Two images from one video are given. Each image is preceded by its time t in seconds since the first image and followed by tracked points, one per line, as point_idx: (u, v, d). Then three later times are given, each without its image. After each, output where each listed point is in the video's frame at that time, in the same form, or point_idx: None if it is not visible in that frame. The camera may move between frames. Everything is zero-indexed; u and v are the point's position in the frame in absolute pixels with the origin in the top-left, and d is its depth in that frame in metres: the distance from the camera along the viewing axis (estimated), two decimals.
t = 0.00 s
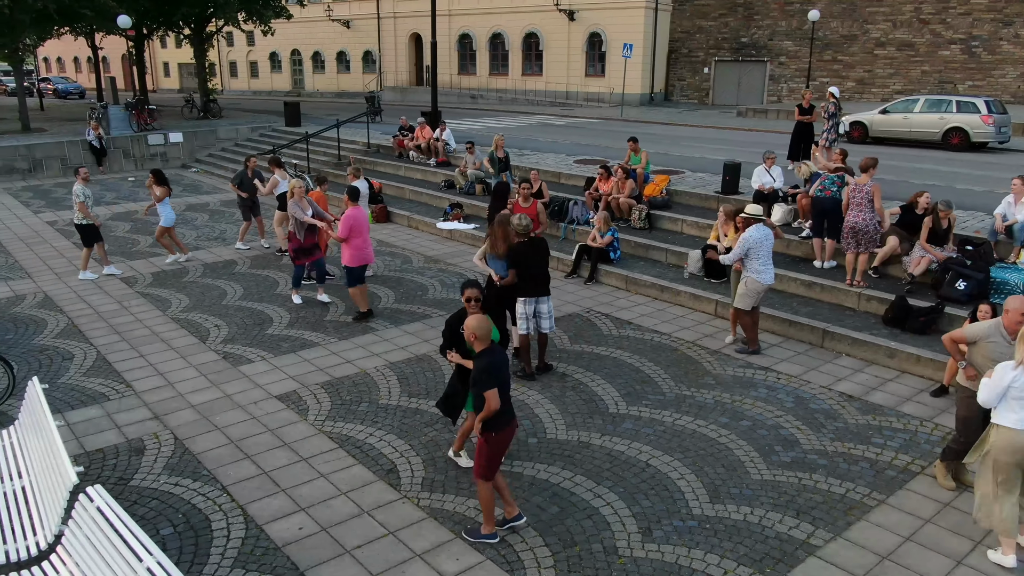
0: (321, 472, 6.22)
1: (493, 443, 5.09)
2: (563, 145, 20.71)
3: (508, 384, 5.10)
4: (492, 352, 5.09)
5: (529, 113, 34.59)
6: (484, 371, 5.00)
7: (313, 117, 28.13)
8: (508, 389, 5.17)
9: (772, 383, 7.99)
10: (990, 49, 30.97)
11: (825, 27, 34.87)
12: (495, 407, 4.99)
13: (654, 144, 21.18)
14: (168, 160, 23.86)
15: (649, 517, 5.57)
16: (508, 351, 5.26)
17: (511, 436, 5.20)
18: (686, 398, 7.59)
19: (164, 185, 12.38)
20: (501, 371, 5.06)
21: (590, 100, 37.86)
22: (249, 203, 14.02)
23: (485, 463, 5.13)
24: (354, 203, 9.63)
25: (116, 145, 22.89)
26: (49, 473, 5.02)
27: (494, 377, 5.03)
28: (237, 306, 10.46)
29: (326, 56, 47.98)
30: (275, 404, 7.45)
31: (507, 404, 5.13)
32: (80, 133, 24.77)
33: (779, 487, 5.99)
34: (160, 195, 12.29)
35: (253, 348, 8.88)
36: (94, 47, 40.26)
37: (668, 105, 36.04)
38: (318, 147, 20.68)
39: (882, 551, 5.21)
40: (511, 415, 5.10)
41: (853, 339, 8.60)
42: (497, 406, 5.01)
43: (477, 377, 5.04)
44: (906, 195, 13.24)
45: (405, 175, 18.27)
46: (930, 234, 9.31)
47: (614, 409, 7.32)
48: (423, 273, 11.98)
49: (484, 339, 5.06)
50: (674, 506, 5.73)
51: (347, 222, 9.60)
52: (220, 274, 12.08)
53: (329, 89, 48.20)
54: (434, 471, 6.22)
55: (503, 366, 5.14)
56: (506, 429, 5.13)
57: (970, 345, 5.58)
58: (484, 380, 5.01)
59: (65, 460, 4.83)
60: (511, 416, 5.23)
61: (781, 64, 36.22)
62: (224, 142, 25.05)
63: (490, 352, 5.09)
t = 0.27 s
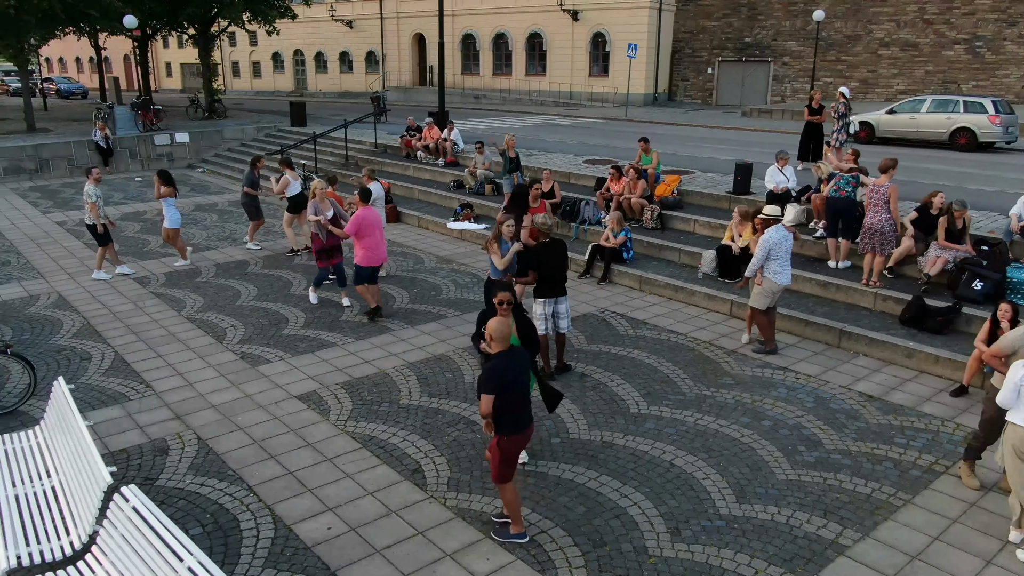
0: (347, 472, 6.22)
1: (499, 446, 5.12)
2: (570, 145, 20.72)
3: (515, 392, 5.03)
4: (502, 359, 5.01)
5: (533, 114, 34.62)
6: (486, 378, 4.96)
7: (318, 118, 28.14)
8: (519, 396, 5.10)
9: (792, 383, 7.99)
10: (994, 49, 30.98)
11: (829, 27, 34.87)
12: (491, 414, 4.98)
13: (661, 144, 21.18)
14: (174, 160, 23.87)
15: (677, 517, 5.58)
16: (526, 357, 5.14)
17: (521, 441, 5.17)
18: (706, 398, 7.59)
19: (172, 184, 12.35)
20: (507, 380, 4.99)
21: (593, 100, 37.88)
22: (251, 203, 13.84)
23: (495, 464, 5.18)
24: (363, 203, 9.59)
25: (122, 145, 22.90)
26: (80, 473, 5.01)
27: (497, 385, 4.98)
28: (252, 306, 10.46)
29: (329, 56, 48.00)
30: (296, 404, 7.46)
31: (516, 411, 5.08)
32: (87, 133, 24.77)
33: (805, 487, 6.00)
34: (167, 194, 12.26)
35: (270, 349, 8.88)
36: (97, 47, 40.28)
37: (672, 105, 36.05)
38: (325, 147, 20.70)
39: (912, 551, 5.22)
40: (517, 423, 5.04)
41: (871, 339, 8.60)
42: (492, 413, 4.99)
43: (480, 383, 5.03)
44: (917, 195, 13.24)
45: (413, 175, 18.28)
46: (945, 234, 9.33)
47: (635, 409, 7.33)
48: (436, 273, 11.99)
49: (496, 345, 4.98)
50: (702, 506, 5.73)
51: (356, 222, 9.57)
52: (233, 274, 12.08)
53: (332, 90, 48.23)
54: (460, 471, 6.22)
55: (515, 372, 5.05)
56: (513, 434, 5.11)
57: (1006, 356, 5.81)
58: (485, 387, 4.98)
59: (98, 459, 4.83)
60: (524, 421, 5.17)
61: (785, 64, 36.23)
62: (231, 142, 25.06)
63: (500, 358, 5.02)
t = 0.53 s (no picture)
0: (372, 473, 6.22)
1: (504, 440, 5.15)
2: (577, 145, 20.73)
3: (522, 390, 5.00)
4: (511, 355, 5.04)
5: (537, 114, 34.64)
6: (489, 371, 5.03)
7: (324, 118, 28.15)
8: (528, 393, 5.06)
9: (811, 383, 8.01)
10: (997, 49, 30.99)
11: (833, 27, 34.88)
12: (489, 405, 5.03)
13: (668, 144, 21.20)
14: (180, 160, 23.86)
15: (705, 517, 5.59)
16: (544, 357, 5.13)
17: (530, 439, 5.12)
18: (726, 398, 7.60)
19: (174, 185, 12.24)
20: (513, 375, 4.99)
21: (597, 100, 37.89)
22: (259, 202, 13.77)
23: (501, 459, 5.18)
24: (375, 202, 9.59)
25: (129, 145, 22.90)
26: (111, 473, 5.00)
27: (502, 380, 5.00)
28: (267, 306, 10.46)
29: (331, 56, 48.01)
30: (318, 405, 7.45)
31: (526, 409, 5.06)
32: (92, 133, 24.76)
33: (831, 487, 6.01)
34: (170, 195, 12.16)
35: (288, 349, 8.88)
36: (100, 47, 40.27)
37: (676, 106, 36.08)
38: (333, 147, 20.70)
39: (941, 551, 5.23)
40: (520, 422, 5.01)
41: (888, 339, 8.61)
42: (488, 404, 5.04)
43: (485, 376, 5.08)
44: (927, 195, 13.25)
45: (421, 175, 18.28)
46: (961, 233, 9.36)
47: (656, 409, 7.34)
48: (449, 273, 12.00)
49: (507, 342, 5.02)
50: (729, 506, 5.74)
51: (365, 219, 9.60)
52: (246, 274, 12.07)
53: (335, 89, 48.24)
54: (485, 471, 6.22)
55: (524, 370, 5.04)
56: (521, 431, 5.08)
57: None
58: (490, 380, 5.02)
59: (131, 461, 4.82)
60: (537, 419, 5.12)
61: (789, 64, 36.24)
62: (236, 142, 25.06)
63: (508, 356, 5.04)
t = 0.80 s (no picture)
0: (398, 472, 6.23)
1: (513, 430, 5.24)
2: (585, 145, 20.74)
3: (532, 386, 5.04)
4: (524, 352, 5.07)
5: (541, 114, 34.67)
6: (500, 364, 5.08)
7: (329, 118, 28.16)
8: (540, 390, 5.10)
9: (830, 382, 8.02)
10: (1001, 49, 31.02)
11: (836, 27, 34.89)
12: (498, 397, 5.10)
13: (675, 144, 21.21)
14: (186, 160, 23.86)
15: (733, 516, 5.60)
16: (560, 354, 5.13)
17: (536, 432, 5.19)
18: (747, 398, 7.61)
19: (174, 186, 11.99)
20: (526, 370, 5.02)
21: (600, 100, 37.90)
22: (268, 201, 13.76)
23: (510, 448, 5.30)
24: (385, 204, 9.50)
25: (135, 145, 22.90)
26: (142, 474, 5.00)
27: (514, 374, 5.02)
28: (282, 306, 10.47)
29: (334, 56, 48.01)
30: (339, 405, 7.45)
31: (536, 403, 5.12)
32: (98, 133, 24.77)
33: (857, 487, 6.01)
34: (169, 196, 11.91)
35: (305, 349, 8.88)
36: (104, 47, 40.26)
37: (680, 105, 36.11)
38: (340, 147, 20.71)
39: (971, 551, 5.24)
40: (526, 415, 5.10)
41: (906, 339, 8.62)
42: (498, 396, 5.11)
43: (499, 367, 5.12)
44: (939, 195, 13.26)
45: (429, 175, 18.29)
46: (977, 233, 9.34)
47: (677, 409, 7.34)
48: (462, 273, 12.01)
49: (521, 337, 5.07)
50: (756, 506, 5.75)
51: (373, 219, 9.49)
52: (258, 274, 12.07)
53: (338, 89, 48.25)
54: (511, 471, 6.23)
55: (538, 366, 5.07)
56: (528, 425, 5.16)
57: None
58: (501, 373, 5.06)
59: (164, 461, 4.82)
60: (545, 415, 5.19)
61: (792, 64, 36.27)
62: (242, 142, 25.06)
63: (521, 352, 5.09)
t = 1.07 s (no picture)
0: (422, 472, 6.23)
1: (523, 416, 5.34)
2: (592, 145, 20.76)
3: (539, 374, 5.14)
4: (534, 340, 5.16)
5: (545, 114, 34.69)
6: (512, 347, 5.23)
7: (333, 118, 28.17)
8: (551, 378, 5.17)
9: (849, 382, 8.03)
10: (1004, 49, 31.04)
11: (840, 27, 34.90)
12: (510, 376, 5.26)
13: (681, 144, 21.23)
14: (192, 160, 23.85)
15: (760, 516, 5.61)
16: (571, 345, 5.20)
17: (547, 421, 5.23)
18: (766, 397, 7.63)
19: (181, 187, 11.90)
20: (534, 356, 5.13)
21: (604, 100, 37.91)
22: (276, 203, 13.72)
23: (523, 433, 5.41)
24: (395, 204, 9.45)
25: (141, 145, 22.89)
26: (173, 474, 4.99)
27: (523, 358, 5.16)
28: (296, 306, 10.47)
29: (336, 56, 48.03)
30: (359, 405, 7.46)
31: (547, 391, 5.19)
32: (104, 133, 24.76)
33: (882, 486, 6.03)
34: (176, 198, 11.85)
35: (323, 349, 8.88)
36: (106, 47, 40.28)
37: (683, 105, 36.13)
38: (347, 148, 20.71)
39: (1000, 550, 5.25)
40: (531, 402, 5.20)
41: (923, 339, 8.63)
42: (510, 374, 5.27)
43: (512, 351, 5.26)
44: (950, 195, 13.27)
45: (436, 175, 18.29)
46: (992, 234, 9.33)
47: (698, 409, 7.35)
48: (474, 273, 12.03)
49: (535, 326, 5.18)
50: (783, 505, 5.76)
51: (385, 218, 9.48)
52: (271, 274, 12.06)
53: (340, 89, 48.27)
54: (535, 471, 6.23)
55: (548, 354, 5.16)
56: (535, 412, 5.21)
57: None
58: (512, 357, 5.20)
59: (195, 461, 4.81)
60: (556, 406, 5.22)
61: (795, 64, 36.29)
62: (248, 142, 25.06)
63: (534, 340, 5.18)
